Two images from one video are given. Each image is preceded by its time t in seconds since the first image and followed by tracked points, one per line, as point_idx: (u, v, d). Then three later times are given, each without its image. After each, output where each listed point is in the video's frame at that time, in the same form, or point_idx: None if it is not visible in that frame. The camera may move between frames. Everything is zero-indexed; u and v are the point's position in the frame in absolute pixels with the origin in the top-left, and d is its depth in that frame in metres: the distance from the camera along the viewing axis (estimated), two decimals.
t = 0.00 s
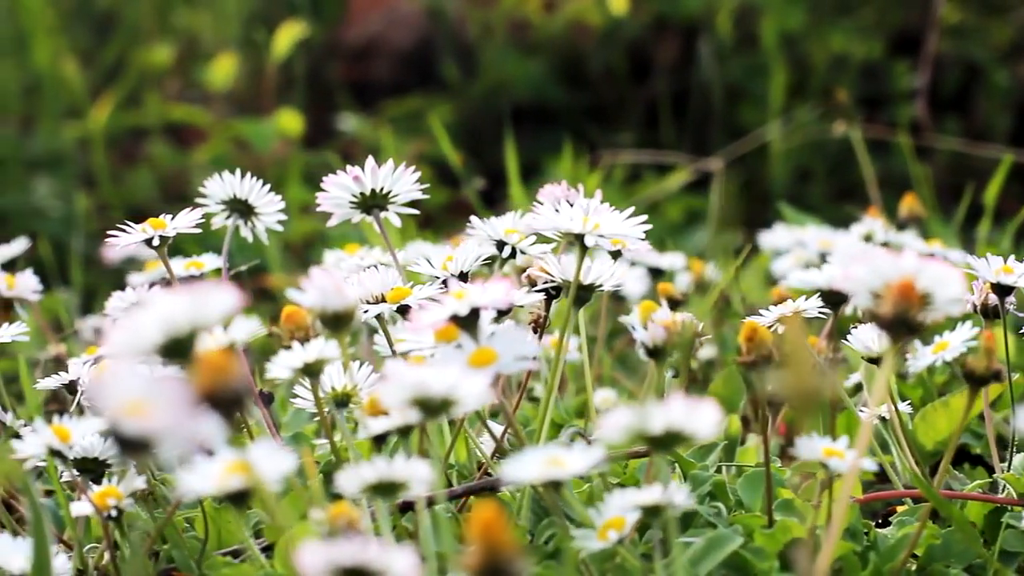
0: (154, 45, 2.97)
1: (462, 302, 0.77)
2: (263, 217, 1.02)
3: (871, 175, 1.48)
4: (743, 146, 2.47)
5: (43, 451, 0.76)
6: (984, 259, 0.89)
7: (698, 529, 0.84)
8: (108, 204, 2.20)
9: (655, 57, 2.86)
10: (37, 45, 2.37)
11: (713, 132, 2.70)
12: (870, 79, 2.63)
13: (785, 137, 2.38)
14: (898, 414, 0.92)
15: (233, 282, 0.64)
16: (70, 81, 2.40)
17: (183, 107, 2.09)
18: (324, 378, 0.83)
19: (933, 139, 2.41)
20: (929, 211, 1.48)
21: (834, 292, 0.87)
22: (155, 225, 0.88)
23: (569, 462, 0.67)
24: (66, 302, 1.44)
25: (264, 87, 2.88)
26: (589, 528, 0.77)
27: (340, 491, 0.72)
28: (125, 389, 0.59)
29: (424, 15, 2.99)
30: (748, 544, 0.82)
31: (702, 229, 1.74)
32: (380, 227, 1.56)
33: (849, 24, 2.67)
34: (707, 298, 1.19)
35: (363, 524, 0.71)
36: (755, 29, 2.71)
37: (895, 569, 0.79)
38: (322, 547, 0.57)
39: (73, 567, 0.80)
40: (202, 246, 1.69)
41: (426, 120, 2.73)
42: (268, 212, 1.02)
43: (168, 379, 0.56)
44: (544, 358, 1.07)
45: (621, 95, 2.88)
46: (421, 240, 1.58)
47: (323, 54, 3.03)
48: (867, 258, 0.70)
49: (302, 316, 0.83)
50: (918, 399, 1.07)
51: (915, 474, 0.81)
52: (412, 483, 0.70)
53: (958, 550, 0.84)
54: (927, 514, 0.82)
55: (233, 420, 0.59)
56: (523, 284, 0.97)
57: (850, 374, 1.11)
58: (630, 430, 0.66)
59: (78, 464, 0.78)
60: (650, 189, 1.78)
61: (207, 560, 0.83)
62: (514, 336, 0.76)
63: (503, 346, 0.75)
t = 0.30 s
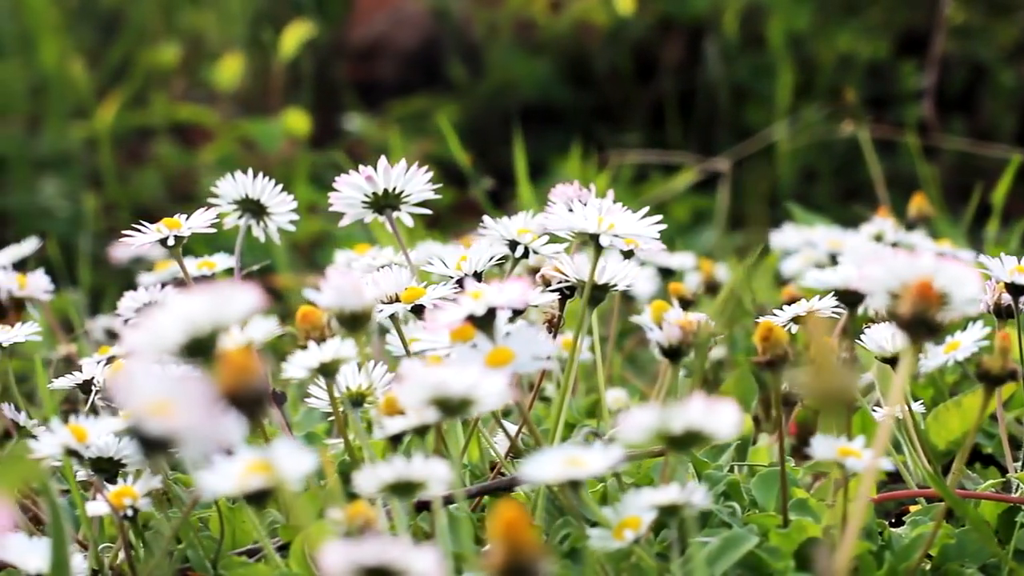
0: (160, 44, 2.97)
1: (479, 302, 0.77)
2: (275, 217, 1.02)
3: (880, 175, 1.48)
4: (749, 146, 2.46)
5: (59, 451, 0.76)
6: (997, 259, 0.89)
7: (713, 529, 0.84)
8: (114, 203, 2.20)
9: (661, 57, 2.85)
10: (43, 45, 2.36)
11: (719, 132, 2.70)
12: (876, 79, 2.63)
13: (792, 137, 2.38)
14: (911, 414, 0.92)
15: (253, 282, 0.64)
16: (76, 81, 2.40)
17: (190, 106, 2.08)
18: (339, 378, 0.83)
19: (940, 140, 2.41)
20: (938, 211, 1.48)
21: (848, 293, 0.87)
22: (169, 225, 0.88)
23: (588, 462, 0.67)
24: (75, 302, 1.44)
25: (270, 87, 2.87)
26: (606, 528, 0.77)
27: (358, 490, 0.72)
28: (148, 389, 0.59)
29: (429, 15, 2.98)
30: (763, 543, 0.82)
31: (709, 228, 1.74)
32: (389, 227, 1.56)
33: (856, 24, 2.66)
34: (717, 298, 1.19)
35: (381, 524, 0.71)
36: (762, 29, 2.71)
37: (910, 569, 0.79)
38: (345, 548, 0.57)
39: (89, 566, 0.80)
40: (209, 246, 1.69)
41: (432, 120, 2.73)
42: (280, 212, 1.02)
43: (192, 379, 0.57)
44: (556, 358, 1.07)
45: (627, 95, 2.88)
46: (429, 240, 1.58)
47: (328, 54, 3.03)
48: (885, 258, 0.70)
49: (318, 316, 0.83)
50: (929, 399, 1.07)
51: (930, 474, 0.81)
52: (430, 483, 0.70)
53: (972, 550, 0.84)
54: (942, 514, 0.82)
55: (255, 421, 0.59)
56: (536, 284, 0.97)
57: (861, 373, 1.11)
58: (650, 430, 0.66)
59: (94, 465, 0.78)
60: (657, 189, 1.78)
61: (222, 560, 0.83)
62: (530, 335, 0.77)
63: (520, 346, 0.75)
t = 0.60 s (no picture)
0: (166, 44, 2.97)
1: (496, 302, 0.77)
2: (288, 217, 1.02)
3: (888, 176, 1.48)
4: (756, 146, 2.46)
5: (76, 451, 0.76)
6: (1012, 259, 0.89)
7: (728, 529, 0.84)
8: (120, 204, 2.20)
9: (667, 58, 2.85)
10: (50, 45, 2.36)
11: (724, 132, 2.70)
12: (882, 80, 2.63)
13: (799, 138, 2.38)
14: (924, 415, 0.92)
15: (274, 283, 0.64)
16: (82, 81, 2.40)
17: (197, 107, 2.08)
18: (355, 378, 0.83)
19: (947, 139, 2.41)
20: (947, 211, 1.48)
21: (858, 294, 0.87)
22: (184, 225, 0.88)
23: (608, 462, 0.67)
24: (85, 302, 1.44)
25: (276, 88, 2.87)
26: (621, 527, 0.77)
27: (376, 490, 0.72)
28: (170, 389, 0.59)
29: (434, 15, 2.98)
30: (779, 543, 0.82)
31: (716, 229, 1.74)
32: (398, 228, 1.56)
33: (862, 24, 2.66)
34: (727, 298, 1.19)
35: (399, 524, 0.71)
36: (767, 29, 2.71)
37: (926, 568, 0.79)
38: (367, 547, 0.58)
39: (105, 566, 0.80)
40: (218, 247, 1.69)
41: (438, 120, 2.73)
42: (293, 211, 1.02)
43: (216, 378, 0.57)
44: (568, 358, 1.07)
45: (632, 95, 2.88)
46: (438, 241, 1.58)
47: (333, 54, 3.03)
48: (903, 258, 0.70)
49: (334, 316, 0.82)
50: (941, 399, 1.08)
51: (946, 474, 0.81)
52: (449, 482, 0.70)
53: (987, 550, 0.84)
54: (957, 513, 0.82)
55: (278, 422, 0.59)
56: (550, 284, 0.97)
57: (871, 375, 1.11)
58: (669, 432, 0.66)
59: (111, 464, 0.78)
60: (664, 189, 1.78)
61: (237, 560, 0.83)
62: (547, 336, 0.77)
63: (537, 346, 0.75)
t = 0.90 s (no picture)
0: (172, 44, 2.96)
1: (516, 302, 0.77)
2: (303, 217, 1.02)
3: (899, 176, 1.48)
4: (763, 146, 2.46)
5: (96, 450, 0.76)
6: None
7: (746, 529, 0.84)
8: (128, 203, 2.20)
9: (673, 57, 2.85)
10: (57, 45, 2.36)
11: (731, 132, 2.70)
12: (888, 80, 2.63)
13: (806, 138, 2.38)
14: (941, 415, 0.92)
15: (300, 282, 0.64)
16: (90, 81, 2.39)
17: (205, 106, 2.08)
18: (375, 377, 0.83)
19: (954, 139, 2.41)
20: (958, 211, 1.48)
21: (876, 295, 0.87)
22: (202, 225, 0.88)
23: (632, 462, 0.67)
24: (96, 302, 1.44)
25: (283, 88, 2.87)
26: (641, 527, 0.77)
27: (398, 490, 0.72)
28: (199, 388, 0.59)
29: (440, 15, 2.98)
30: (797, 542, 0.82)
31: (725, 228, 1.74)
32: (409, 227, 1.56)
33: (869, 24, 2.66)
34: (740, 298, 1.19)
35: (420, 523, 0.71)
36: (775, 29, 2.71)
37: (945, 568, 0.79)
38: (396, 547, 0.58)
39: (124, 566, 0.80)
40: (227, 247, 1.69)
41: (445, 120, 2.73)
42: (308, 211, 1.02)
43: (244, 377, 0.57)
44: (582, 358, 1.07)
45: (638, 95, 2.88)
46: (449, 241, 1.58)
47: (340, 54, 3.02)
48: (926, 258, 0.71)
49: (353, 315, 0.82)
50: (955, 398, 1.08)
51: (965, 473, 0.81)
52: (471, 482, 0.70)
53: (1005, 549, 0.84)
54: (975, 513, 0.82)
55: (305, 422, 0.59)
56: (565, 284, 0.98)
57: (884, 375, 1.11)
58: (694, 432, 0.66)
59: (131, 464, 0.78)
60: (673, 189, 1.78)
61: (256, 559, 0.83)
62: (567, 336, 0.77)
63: (558, 346, 0.75)
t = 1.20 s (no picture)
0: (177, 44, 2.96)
1: (534, 302, 0.77)
2: (316, 217, 1.02)
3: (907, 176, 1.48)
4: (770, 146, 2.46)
5: (114, 449, 0.76)
6: None
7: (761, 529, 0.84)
8: (134, 204, 2.19)
9: (679, 57, 2.85)
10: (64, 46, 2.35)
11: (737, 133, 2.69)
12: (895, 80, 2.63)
13: (813, 138, 2.38)
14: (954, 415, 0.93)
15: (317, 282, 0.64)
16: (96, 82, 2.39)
17: (212, 107, 2.07)
18: (391, 377, 0.83)
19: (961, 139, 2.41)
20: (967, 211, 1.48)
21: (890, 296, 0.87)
22: (218, 225, 0.88)
23: (652, 462, 0.68)
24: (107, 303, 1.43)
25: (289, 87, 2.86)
26: (658, 527, 0.77)
27: (416, 490, 0.72)
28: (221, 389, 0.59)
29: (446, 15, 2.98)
30: (812, 543, 0.82)
31: (733, 228, 1.74)
32: (418, 228, 1.56)
33: (875, 24, 2.66)
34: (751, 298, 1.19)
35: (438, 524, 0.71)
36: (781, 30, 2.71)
37: (961, 567, 0.79)
38: (419, 547, 0.58)
39: (140, 566, 0.80)
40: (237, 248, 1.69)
41: (452, 120, 2.72)
42: (321, 211, 1.02)
43: (268, 377, 0.57)
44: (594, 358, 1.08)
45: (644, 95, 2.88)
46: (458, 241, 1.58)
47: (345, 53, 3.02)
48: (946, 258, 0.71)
49: (369, 316, 0.82)
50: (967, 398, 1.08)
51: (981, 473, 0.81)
52: (490, 482, 0.70)
53: (1021, 549, 0.84)
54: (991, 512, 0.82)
55: (328, 422, 0.59)
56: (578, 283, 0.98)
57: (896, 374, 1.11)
58: (713, 432, 0.66)
59: (149, 463, 0.78)
60: (680, 189, 1.78)
61: (272, 560, 0.83)
62: (584, 335, 0.77)
63: (576, 346, 0.75)
